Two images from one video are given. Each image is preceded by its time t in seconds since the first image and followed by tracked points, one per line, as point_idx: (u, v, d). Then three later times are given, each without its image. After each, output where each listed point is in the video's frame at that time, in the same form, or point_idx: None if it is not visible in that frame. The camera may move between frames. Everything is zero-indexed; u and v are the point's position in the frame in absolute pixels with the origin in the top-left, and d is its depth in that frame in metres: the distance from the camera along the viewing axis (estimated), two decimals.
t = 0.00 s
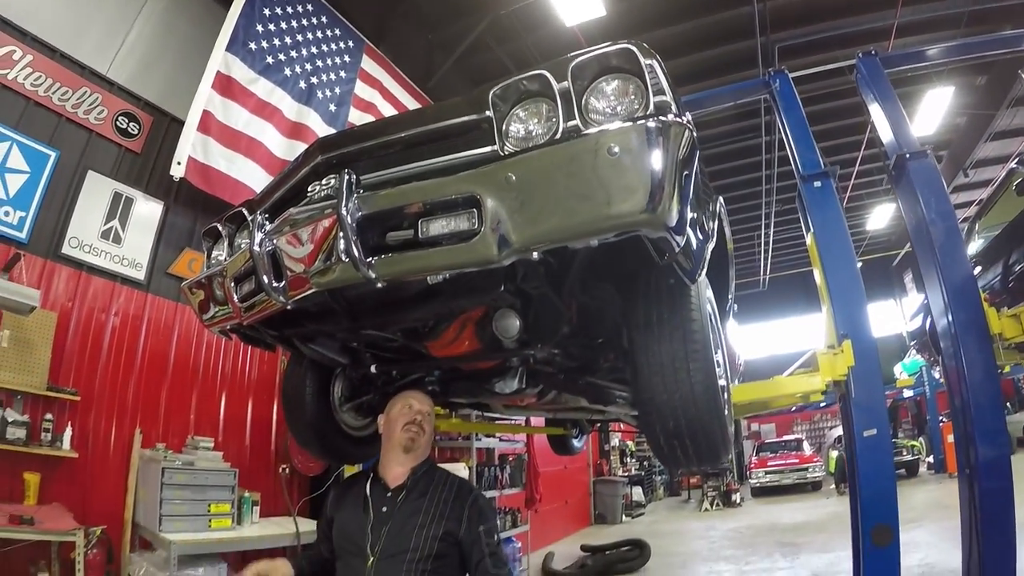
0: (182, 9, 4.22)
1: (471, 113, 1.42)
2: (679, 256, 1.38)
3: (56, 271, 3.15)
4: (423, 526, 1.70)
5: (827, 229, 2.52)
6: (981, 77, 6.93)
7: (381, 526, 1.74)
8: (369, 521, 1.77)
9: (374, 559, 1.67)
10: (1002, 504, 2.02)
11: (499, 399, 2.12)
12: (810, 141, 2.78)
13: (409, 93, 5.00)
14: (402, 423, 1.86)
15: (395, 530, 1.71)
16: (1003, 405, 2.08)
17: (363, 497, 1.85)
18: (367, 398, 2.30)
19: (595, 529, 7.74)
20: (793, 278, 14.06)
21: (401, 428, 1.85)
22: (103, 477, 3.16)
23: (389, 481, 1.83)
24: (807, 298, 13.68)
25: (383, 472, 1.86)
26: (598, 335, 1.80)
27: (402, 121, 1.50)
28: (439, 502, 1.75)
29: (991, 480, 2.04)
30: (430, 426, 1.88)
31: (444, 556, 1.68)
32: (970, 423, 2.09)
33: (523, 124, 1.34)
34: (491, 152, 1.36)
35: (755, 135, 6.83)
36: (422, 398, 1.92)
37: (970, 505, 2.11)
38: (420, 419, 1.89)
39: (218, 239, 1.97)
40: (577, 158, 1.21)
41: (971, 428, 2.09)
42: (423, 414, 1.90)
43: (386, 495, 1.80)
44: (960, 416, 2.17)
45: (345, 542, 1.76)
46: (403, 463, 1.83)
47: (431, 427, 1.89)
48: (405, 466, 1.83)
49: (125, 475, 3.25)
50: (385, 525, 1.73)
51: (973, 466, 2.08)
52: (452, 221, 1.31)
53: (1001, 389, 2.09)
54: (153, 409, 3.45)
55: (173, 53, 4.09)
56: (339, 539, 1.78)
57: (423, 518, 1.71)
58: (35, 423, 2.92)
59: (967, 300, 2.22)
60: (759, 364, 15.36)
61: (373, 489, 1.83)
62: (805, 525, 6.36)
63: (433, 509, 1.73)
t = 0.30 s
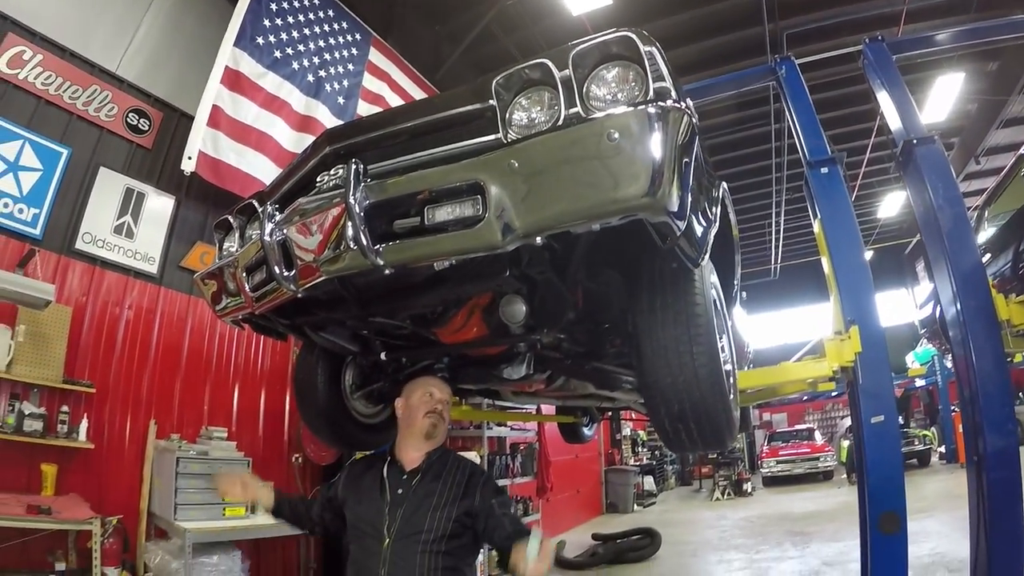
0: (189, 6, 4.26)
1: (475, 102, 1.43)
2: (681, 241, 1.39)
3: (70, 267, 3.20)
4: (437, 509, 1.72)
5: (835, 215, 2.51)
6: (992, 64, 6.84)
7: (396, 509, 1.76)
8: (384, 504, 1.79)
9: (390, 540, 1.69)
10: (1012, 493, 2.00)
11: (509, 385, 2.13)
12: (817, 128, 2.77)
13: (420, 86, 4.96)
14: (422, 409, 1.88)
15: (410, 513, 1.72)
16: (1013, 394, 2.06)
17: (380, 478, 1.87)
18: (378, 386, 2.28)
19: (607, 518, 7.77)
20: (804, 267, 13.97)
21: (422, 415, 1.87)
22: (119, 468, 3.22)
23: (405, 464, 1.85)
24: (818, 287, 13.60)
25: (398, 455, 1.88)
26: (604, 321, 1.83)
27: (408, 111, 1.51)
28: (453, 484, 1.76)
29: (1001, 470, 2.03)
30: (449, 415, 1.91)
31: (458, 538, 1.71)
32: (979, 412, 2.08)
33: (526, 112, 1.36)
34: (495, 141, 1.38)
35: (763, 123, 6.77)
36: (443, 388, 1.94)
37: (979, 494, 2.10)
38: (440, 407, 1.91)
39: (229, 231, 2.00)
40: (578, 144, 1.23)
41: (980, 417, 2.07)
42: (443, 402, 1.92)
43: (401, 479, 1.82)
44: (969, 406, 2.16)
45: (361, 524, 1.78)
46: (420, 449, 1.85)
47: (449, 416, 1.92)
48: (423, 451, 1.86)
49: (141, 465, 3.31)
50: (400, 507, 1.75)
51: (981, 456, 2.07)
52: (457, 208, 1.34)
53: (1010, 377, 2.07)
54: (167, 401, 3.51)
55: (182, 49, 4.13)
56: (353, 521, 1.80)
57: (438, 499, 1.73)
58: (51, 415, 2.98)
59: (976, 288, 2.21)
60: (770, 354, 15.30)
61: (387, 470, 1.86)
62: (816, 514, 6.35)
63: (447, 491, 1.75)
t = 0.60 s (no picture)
0: (198, 5, 4.30)
1: (480, 97, 1.44)
2: (685, 231, 1.40)
3: (83, 266, 3.25)
4: (446, 495, 1.74)
5: (842, 206, 2.51)
6: (1002, 54, 6.76)
7: (406, 497, 1.78)
8: (395, 493, 1.81)
9: (400, 527, 1.72)
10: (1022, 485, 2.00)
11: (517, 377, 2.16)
12: (824, 119, 2.76)
13: (427, 82, 5.00)
14: (432, 401, 1.90)
15: (419, 501, 1.74)
16: None
17: (392, 467, 1.90)
18: (389, 377, 2.34)
19: (618, 512, 7.77)
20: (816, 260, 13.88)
21: (432, 407, 1.88)
22: (134, 464, 3.26)
23: (417, 455, 1.88)
24: (829, 280, 13.51)
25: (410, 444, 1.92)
26: (611, 312, 1.84)
27: (414, 106, 1.52)
28: (461, 472, 1.78)
29: (1011, 463, 2.02)
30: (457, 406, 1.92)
31: (471, 523, 1.71)
32: (989, 405, 2.08)
33: (530, 105, 1.36)
34: (500, 134, 1.39)
35: (773, 114, 6.72)
36: (451, 377, 1.96)
37: (989, 487, 2.09)
38: (448, 398, 1.92)
39: (240, 228, 2.03)
40: (582, 136, 1.23)
41: (990, 410, 2.07)
42: (451, 394, 1.93)
43: (412, 468, 1.84)
44: (979, 399, 2.16)
45: (372, 512, 1.80)
46: (430, 439, 1.88)
47: (457, 407, 1.93)
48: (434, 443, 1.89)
49: (155, 460, 3.35)
50: (410, 495, 1.77)
51: (991, 448, 2.06)
52: (463, 200, 1.35)
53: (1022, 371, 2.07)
54: (181, 397, 3.55)
55: (191, 49, 4.17)
56: (366, 509, 1.82)
57: (447, 485, 1.75)
58: (67, 411, 3.03)
59: (986, 280, 2.20)
60: (781, 347, 15.22)
61: (401, 459, 1.89)
62: (828, 508, 6.32)
63: (456, 477, 1.77)
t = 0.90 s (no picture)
0: (206, 6, 4.32)
1: (484, 90, 1.44)
2: (690, 221, 1.40)
3: (96, 265, 3.29)
4: (452, 482, 1.73)
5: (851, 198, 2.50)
6: (1013, 43, 6.68)
7: (415, 486, 1.79)
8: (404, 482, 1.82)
9: (410, 516, 1.72)
10: None
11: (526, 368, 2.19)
12: (833, 109, 2.75)
13: (435, 79, 5.00)
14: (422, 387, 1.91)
15: (427, 489, 1.75)
16: None
17: (403, 456, 1.91)
18: (400, 370, 2.38)
19: (630, 507, 7.76)
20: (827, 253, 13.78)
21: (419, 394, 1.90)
22: (148, 459, 3.31)
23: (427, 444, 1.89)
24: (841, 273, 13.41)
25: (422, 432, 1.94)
26: (619, 303, 1.84)
27: (419, 100, 1.52)
28: (467, 457, 1.77)
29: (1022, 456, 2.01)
30: (448, 387, 1.89)
31: (479, 506, 1.68)
32: (1000, 398, 2.06)
33: (535, 98, 1.37)
34: (505, 127, 1.39)
35: (783, 107, 6.67)
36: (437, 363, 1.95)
37: (1000, 480, 2.08)
38: (434, 381, 1.91)
39: (251, 224, 2.05)
40: (584, 127, 1.22)
41: (1001, 403, 2.06)
42: (438, 377, 1.92)
43: (421, 457, 1.84)
44: (990, 392, 2.14)
45: (384, 501, 1.82)
46: (432, 425, 1.88)
47: (449, 387, 1.90)
48: (439, 429, 1.89)
49: (169, 456, 3.39)
50: (418, 484, 1.78)
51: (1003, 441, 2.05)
52: (469, 192, 1.35)
53: None
54: (193, 393, 3.59)
55: (200, 48, 4.20)
56: (378, 498, 1.85)
57: (455, 471, 1.74)
58: (81, 408, 3.07)
59: (997, 271, 2.18)
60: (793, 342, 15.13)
61: (412, 449, 1.91)
62: (841, 502, 6.29)
63: (462, 462, 1.76)
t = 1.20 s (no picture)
0: (214, 4, 4.34)
1: (492, 81, 1.41)
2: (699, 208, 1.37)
3: (110, 262, 3.33)
4: (460, 469, 1.74)
5: (862, 187, 2.48)
6: None
7: (424, 474, 1.80)
8: (414, 470, 1.84)
9: (418, 504, 1.74)
10: None
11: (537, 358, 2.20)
12: (843, 97, 2.72)
13: (444, 73, 4.98)
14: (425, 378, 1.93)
15: (435, 476, 1.76)
16: None
17: (413, 444, 1.93)
18: (413, 363, 2.40)
19: (643, 500, 7.75)
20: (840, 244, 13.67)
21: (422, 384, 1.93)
22: (162, 454, 3.34)
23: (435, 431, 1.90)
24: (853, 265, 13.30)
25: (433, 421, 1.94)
26: (629, 293, 1.83)
27: (428, 92, 1.50)
28: (474, 444, 1.77)
29: None
30: (447, 375, 1.88)
31: (488, 493, 1.68)
32: (1014, 388, 2.04)
33: (542, 88, 1.34)
34: (513, 117, 1.36)
35: (793, 97, 6.61)
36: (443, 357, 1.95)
37: (1015, 470, 2.06)
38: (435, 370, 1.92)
39: (262, 219, 2.05)
40: (591, 115, 1.19)
41: (1015, 393, 2.04)
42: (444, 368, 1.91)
43: (430, 445, 1.85)
44: (1004, 383, 2.12)
45: (396, 489, 1.84)
46: (436, 413, 1.88)
47: (448, 375, 1.89)
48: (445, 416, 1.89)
49: (184, 450, 3.43)
50: (427, 471, 1.79)
51: (1017, 432, 2.03)
52: (478, 181, 1.32)
53: None
54: (208, 388, 3.62)
55: (210, 45, 4.22)
56: (391, 486, 1.87)
57: (461, 458, 1.75)
58: (96, 403, 3.11)
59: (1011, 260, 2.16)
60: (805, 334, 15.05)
61: (423, 437, 1.92)
62: (854, 495, 6.25)
63: (469, 449, 1.76)
